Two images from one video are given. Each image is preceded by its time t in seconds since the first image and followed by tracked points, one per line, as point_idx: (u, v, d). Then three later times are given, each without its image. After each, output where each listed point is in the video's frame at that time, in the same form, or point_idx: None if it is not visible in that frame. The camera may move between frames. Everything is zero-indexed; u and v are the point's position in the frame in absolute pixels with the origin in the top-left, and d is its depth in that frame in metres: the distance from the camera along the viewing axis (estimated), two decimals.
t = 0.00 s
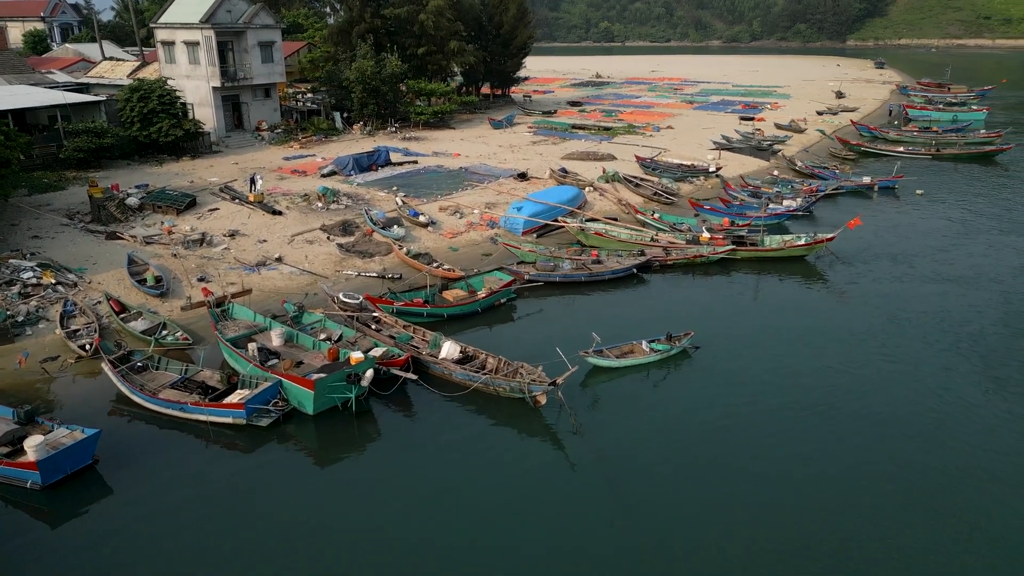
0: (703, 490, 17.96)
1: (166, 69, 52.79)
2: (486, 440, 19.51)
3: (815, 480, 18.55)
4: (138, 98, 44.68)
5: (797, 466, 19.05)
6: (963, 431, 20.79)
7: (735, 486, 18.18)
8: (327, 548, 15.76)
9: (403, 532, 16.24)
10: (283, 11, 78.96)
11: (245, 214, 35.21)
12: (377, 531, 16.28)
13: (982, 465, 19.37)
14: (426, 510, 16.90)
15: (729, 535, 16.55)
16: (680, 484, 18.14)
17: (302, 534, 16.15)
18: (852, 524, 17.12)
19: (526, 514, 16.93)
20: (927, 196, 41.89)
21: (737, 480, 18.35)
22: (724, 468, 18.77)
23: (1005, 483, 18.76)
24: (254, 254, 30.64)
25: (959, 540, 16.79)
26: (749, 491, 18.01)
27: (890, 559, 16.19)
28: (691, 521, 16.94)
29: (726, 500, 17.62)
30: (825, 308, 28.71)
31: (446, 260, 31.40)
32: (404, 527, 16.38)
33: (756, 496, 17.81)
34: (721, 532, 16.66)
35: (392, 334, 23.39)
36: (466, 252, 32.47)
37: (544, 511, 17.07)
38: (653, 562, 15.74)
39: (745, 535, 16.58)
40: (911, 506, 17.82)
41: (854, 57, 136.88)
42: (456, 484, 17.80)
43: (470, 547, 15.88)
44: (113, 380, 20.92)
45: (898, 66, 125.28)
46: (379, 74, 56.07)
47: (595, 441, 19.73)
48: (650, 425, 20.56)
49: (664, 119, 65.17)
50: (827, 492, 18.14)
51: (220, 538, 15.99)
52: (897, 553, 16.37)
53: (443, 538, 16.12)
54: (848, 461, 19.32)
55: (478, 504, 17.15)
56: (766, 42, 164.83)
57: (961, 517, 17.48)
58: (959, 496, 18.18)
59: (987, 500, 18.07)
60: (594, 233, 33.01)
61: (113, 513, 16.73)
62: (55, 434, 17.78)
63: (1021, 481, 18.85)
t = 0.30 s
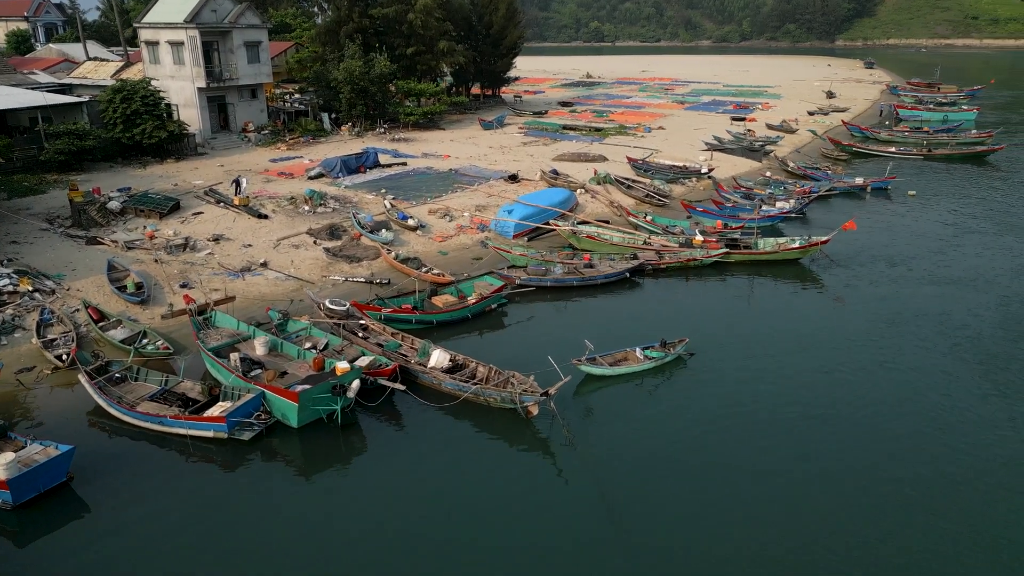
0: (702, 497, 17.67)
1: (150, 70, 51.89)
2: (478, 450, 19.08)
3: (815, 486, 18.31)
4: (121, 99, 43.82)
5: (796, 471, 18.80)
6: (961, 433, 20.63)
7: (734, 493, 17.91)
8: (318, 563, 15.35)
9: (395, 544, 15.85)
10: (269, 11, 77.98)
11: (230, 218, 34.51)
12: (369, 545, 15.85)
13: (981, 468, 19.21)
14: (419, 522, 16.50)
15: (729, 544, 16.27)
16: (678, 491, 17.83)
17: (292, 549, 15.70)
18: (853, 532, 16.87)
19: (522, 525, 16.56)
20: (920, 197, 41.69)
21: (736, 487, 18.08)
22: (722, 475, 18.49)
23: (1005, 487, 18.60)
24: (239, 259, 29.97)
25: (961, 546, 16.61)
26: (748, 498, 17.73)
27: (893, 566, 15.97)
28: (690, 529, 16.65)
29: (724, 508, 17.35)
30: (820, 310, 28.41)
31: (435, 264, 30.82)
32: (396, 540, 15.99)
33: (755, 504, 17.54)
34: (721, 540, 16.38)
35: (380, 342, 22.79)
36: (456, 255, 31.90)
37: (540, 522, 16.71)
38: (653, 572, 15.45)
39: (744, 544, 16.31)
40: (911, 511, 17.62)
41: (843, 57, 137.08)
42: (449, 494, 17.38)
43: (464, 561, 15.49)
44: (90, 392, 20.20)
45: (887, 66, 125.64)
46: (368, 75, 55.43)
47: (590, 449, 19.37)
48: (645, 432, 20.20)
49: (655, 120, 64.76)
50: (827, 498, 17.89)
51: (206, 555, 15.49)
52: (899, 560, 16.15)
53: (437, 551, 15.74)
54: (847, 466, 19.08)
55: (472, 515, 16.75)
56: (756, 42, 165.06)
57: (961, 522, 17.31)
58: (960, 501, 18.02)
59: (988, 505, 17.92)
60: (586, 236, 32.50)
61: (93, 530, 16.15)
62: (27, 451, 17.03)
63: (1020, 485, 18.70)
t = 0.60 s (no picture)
0: (701, 497, 17.57)
1: (135, 70, 51.07)
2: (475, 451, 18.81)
3: (814, 485, 18.23)
4: (105, 101, 43.05)
5: (795, 470, 18.73)
6: (960, 431, 20.56)
7: (733, 493, 17.78)
8: (315, 566, 15.20)
9: (395, 547, 15.71)
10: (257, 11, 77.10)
11: (216, 221, 33.84)
12: (366, 551, 15.61)
13: (980, 466, 19.14)
14: (416, 527, 16.30)
15: (729, 545, 16.18)
16: (677, 492, 17.71)
17: (289, 551, 15.57)
18: (852, 530, 16.84)
19: (520, 529, 16.38)
20: (914, 198, 41.43)
21: (734, 487, 17.98)
22: (722, 475, 18.37)
23: (1004, 484, 18.54)
24: (224, 264, 29.33)
25: (960, 543, 16.59)
26: (747, 498, 17.64)
27: (892, 565, 15.92)
28: (690, 531, 16.53)
29: (724, 507, 17.29)
30: (816, 311, 28.18)
31: (426, 268, 30.23)
32: (395, 544, 15.81)
33: (754, 503, 17.45)
34: (720, 541, 16.30)
35: (369, 349, 22.25)
36: (447, 259, 31.35)
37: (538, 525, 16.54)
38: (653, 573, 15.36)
39: (743, 543, 16.26)
40: (910, 508, 17.60)
41: (835, 57, 137.23)
42: (446, 498, 17.16)
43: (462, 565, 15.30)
44: (67, 405, 19.51)
45: (878, 66, 125.87)
46: (358, 75, 54.84)
47: (589, 451, 19.18)
48: (643, 433, 20.00)
49: (647, 120, 64.38)
50: (826, 498, 17.81)
51: (198, 563, 15.20)
52: (898, 558, 16.12)
53: (436, 554, 15.61)
54: (846, 466, 18.99)
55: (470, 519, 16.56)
56: (747, 42, 165.21)
57: (961, 520, 17.28)
58: (959, 498, 17.98)
59: (986, 502, 17.89)
60: (579, 239, 32.01)
61: (79, 541, 15.72)
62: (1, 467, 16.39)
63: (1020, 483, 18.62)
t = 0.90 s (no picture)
0: (700, 500, 17.34)
1: (118, 71, 50.13)
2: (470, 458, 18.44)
3: (814, 486, 18.03)
4: (86, 102, 42.15)
5: (794, 471, 18.55)
6: (960, 431, 20.36)
7: (732, 495, 17.55)
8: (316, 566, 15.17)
9: (394, 549, 15.60)
10: (243, 11, 76.09)
11: (199, 226, 33.08)
12: (360, 559, 15.27)
13: (981, 466, 18.92)
14: (411, 534, 15.99)
15: (729, 547, 15.95)
16: (676, 493, 17.58)
17: (287, 555, 15.44)
18: (853, 531, 16.63)
19: (520, 532, 16.24)
20: (908, 200, 41.12)
21: (734, 489, 17.77)
22: (721, 477, 18.15)
23: (1006, 484, 18.32)
24: (207, 270, 28.58)
25: (962, 543, 16.39)
26: (746, 500, 17.42)
27: (893, 566, 15.72)
28: (689, 533, 16.31)
29: (724, 509, 17.07)
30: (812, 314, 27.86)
31: (414, 274, 29.59)
32: (392, 551, 15.55)
33: (754, 505, 17.23)
34: (721, 543, 16.07)
35: (356, 360, 21.62)
36: (437, 264, 30.70)
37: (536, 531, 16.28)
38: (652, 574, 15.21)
39: (743, 545, 16.06)
40: (911, 507, 17.41)
41: (825, 57, 137.35)
42: (441, 508, 16.80)
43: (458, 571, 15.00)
44: (41, 420, 18.75)
45: (867, 66, 126.18)
46: (346, 76, 54.15)
47: (587, 455, 18.92)
48: (640, 437, 19.71)
49: (639, 121, 63.94)
50: (827, 498, 17.61)
51: None
52: (901, 559, 15.90)
53: (435, 555, 15.49)
54: (845, 467, 18.79)
55: (466, 526, 16.26)
56: (737, 42, 165.33)
57: (963, 519, 17.07)
58: (960, 497, 17.78)
59: (987, 501, 17.68)
60: (571, 243, 31.43)
61: (59, 555, 15.21)
62: None
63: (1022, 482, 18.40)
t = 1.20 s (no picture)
0: (701, 501, 17.31)
1: (103, 71, 49.26)
2: (470, 461, 18.25)
3: (814, 485, 18.07)
4: (69, 103, 41.33)
5: (794, 470, 18.62)
6: (958, 432, 20.38)
7: (733, 494, 17.59)
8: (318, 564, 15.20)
9: (394, 552, 15.48)
10: (230, 11, 75.16)
11: (184, 230, 32.36)
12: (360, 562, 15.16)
13: (980, 466, 18.95)
14: (409, 541, 15.79)
15: (730, 547, 15.97)
16: (677, 492, 17.57)
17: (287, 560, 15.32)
18: (853, 531, 16.65)
19: (520, 534, 16.22)
20: (903, 201, 40.79)
21: (734, 488, 17.79)
22: (721, 477, 18.16)
23: (1004, 485, 18.35)
24: (191, 276, 27.88)
25: (961, 542, 16.44)
26: (746, 499, 17.43)
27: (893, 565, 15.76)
28: (689, 534, 16.28)
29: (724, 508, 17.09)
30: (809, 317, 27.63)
31: (404, 279, 28.94)
32: (392, 554, 15.45)
33: (754, 504, 17.25)
34: (722, 543, 16.06)
35: (343, 370, 20.99)
36: (427, 269, 30.06)
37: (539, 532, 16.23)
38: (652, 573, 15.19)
39: (743, 545, 16.07)
40: (911, 507, 17.46)
41: (816, 57, 137.35)
42: (437, 518, 16.50)
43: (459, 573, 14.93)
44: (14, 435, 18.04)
45: (859, 66, 126.22)
46: (335, 76, 53.50)
47: (587, 458, 18.82)
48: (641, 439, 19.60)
49: (632, 122, 63.46)
50: (827, 498, 17.61)
51: None
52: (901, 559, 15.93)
53: (436, 556, 15.44)
54: (844, 467, 18.81)
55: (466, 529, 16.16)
56: (729, 42, 165.38)
57: (962, 519, 17.12)
58: (959, 497, 17.82)
59: (986, 501, 17.72)
60: (564, 247, 30.87)
61: (46, 567, 14.85)
62: None
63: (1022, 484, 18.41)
